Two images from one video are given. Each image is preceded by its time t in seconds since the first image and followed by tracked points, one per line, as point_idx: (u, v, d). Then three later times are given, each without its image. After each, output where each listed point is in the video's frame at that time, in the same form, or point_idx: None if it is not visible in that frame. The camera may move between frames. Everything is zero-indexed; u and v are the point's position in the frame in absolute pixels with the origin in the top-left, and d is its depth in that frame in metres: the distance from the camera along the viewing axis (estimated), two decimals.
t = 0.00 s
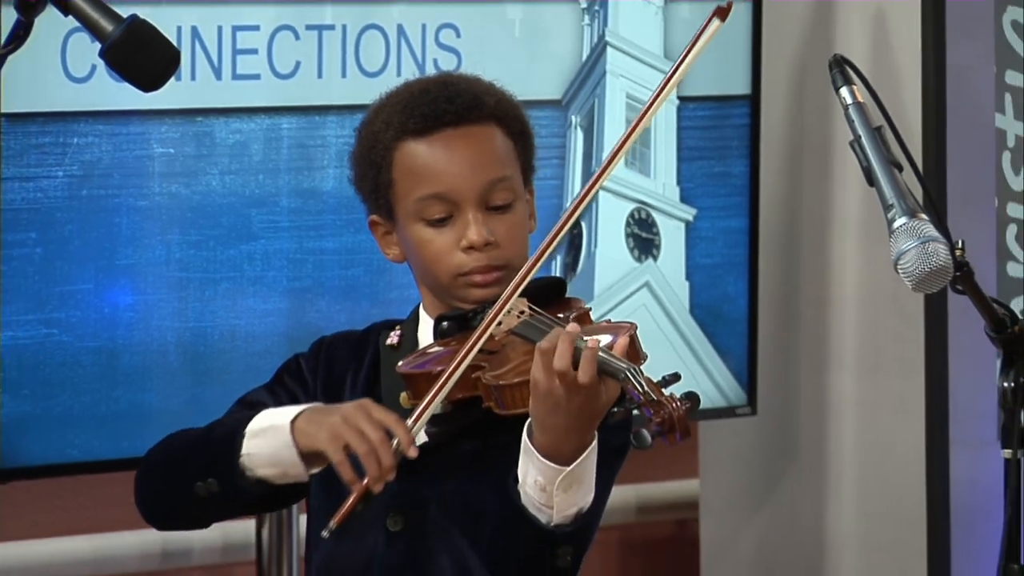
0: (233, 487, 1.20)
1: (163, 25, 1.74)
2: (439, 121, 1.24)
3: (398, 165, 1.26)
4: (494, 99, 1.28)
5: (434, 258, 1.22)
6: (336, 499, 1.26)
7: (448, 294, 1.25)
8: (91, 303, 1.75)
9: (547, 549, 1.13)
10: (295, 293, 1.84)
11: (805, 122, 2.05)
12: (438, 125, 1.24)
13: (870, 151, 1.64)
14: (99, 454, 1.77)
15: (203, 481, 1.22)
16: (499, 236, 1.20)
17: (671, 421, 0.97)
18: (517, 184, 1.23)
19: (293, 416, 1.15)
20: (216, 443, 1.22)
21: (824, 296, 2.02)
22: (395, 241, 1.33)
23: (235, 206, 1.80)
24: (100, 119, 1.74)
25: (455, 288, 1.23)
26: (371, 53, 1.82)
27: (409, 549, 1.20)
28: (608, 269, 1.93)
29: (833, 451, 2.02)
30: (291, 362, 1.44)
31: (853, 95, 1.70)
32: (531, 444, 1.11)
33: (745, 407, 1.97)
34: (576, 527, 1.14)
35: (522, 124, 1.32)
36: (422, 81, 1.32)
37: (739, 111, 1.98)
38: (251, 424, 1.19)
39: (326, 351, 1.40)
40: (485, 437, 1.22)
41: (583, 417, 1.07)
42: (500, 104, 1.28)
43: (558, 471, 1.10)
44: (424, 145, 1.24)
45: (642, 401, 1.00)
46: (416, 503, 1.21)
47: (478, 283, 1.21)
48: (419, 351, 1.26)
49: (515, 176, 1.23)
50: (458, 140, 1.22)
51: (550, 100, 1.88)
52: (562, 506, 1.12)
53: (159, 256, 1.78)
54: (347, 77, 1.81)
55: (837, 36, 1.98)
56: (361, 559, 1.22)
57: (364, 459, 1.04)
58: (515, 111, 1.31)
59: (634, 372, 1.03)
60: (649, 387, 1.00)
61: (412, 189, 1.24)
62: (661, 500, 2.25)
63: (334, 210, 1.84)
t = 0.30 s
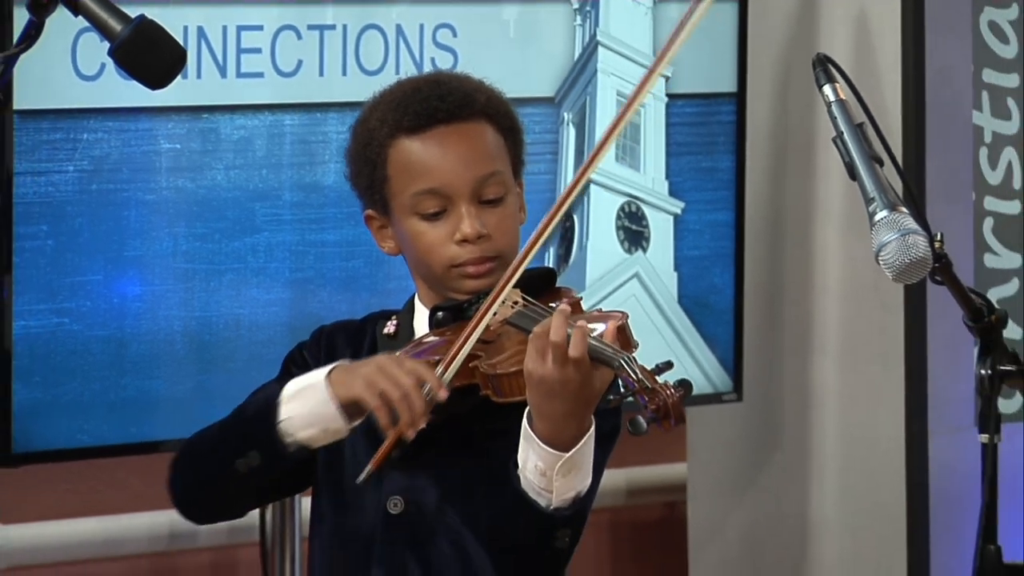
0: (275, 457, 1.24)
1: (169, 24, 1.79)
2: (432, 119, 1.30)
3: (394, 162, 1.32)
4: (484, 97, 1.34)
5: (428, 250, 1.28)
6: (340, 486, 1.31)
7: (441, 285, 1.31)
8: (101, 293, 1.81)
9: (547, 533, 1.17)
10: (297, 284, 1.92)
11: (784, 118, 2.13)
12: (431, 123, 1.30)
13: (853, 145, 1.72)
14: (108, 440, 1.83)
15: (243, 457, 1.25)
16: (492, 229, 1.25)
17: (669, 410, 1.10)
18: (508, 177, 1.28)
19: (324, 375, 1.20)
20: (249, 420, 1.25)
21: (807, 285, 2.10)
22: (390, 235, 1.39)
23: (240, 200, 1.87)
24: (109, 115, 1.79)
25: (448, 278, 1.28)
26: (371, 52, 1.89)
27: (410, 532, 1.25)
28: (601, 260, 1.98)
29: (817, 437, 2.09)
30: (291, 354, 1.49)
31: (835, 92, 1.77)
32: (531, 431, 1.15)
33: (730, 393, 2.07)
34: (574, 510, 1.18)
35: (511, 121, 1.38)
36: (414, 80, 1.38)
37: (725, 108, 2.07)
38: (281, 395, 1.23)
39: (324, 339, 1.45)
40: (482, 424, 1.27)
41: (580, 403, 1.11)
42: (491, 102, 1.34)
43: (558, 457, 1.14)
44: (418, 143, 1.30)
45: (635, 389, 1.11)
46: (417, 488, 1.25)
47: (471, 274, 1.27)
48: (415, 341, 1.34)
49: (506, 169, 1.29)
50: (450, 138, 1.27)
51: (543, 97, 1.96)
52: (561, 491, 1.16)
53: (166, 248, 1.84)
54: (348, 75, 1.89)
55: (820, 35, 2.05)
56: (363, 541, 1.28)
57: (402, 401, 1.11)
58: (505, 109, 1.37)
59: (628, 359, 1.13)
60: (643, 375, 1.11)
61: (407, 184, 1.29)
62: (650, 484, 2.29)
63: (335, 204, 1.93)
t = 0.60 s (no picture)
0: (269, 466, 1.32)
1: (175, 19, 1.87)
2: (435, 113, 1.36)
3: (397, 154, 1.37)
4: (485, 90, 1.40)
5: (431, 240, 1.34)
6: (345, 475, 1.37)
7: (442, 273, 1.37)
8: (109, 280, 1.87)
9: (555, 520, 1.25)
10: (299, 270, 1.98)
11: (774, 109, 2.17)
12: (434, 116, 1.35)
13: (837, 137, 1.78)
14: (117, 422, 1.89)
15: (240, 467, 1.34)
16: (493, 220, 1.31)
17: (667, 402, 1.17)
18: (508, 170, 1.35)
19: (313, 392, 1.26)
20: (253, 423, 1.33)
21: (793, 271, 2.15)
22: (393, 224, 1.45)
23: (243, 189, 1.93)
24: (117, 107, 1.85)
25: (449, 267, 1.34)
26: (371, 46, 1.96)
27: (411, 514, 1.31)
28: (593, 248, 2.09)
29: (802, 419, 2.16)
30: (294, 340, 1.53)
31: (820, 85, 1.84)
32: (542, 425, 1.22)
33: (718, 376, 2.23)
34: (582, 499, 1.25)
35: (512, 113, 1.43)
36: (417, 73, 1.43)
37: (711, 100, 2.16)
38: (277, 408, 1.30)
39: (326, 325, 1.48)
40: (481, 407, 1.34)
41: (588, 396, 1.19)
42: (492, 95, 1.39)
43: (569, 449, 1.22)
44: (421, 135, 1.35)
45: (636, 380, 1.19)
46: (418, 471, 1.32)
47: (471, 264, 1.33)
48: (417, 328, 1.38)
49: (506, 162, 1.35)
50: (453, 131, 1.33)
51: (537, 89, 2.01)
52: (572, 480, 1.23)
53: (172, 236, 1.90)
54: (347, 68, 1.95)
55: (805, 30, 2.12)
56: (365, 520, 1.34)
57: (380, 424, 1.17)
58: (506, 102, 1.43)
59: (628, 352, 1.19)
60: (643, 367, 1.19)
61: (411, 176, 1.35)
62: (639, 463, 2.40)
63: (335, 192, 1.98)
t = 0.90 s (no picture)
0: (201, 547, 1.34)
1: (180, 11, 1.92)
2: (450, 103, 1.42)
3: (410, 142, 1.44)
4: (498, 82, 1.46)
5: (440, 226, 1.40)
6: (352, 460, 1.40)
7: (450, 258, 1.44)
8: (117, 265, 1.93)
9: (558, 506, 1.29)
10: (300, 255, 2.05)
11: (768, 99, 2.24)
12: (449, 105, 1.42)
13: (821, 127, 1.85)
14: (125, 402, 1.96)
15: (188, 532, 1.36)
16: (501, 209, 1.38)
17: (676, 398, 1.27)
18: (517, 161, 1.41)
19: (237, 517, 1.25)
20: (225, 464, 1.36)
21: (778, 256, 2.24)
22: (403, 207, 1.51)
23: (247, 177, 2.00)
24: (124, 97, 1.91)
25: (457, 252, 1.41)
26: (370, 38, 2.02)
27: (411, 490, 1.35)
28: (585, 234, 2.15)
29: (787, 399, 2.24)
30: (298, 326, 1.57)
31: (805, 76, 1.90)
32: (550, 418, 1.28)
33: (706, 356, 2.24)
34: (587, 488, 1.31)
35: (522, 106, 1.49)
36: (433, 63, 1.49)
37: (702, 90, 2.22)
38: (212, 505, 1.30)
39: (330, 310, 1.53)
40: (479, 387, 1.38)
41: (597, 391, 1.26)
42: (505, 88, 1.45)
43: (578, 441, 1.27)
44: (435, 124, 1.42)
45: (643, 375, 1.28)
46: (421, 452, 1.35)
47: (478, 250, 1.40)
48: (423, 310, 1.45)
49: (516, 153, 1.41)
50: (466, 122, 1.39)
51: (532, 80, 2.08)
52: (579, 470, 1.29)
53: (178, 222, 1.96)
54: (347, 59, 2.02)
55: (790, 23, 2.19)
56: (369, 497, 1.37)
57: (262, 565, 1.15)
58: (518, 94, 1.49)
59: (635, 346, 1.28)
60: (649, 362, 1.29)
61: (424, 163, 1.42)
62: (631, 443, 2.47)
63: (337, 181, 2.05)
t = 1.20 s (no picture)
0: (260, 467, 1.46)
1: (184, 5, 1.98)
2: (438, 94, 1.49)
3: (402, 132, 1.51)
4: (486, 73, 1.52)
5: (433, 213, 1.47)
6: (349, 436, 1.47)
7: (444, 243, 1.50)
8: (123, 250, 2.00)
9: (541, 483, 1.37)
10: (301, 242, 2.12)
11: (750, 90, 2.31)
12: (437, 97, 1.48)
13: (805, 117, 1.92)
14: (131, 383, 2.03)
15: (236, 463, 1.49)
16: (490, 195, 1.44)
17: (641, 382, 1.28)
18: (506, 148, 1.47)
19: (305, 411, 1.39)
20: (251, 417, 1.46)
21: (763, 243, 2.31)
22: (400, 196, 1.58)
23: (249, 166, 2.06)
24: (130, 89, 1.97)
25: (449, 238, 1.47)
26: (367, 31, 2.10)
27: (404, 470, 1.43)
28: (576, 221, 2.22)
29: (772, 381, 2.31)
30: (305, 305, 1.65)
31: (789, 69, 1.97)
32: (524, 396, 1.34)
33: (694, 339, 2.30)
34: (565, 462, 1.37)
35: (512, 94, 1.56)
36: (424, 56, 1.55)
37: (689, 81, 2.29)
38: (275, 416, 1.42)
39: (335, 291, 1.60)
40: (473, 367, 1.45)
41: (571, 375, 1.31)
42: (493, 78, 1.52)
43: (551, 417, 1.33)
44: (425, 115, 1.48)
45: (612, 357, 1.29)
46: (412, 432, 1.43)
47: (469, 236, 1.46)
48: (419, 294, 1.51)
49: (505, 141, 1.48)
50: (454, 112, 1.46)
51: (524, 71, 2.15)
52: (554, 446, 1.35)
53: (182, 210, 2.03)
54: (346, 52, 2.09)
55: (775, 16, 2.26)
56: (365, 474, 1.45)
57: (351, 456, 1.27)
58: (508, 84, 1.55)
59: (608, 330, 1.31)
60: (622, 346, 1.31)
61: (414, 153, 1.49)
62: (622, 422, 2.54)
63: (336, 169, 2.12)
